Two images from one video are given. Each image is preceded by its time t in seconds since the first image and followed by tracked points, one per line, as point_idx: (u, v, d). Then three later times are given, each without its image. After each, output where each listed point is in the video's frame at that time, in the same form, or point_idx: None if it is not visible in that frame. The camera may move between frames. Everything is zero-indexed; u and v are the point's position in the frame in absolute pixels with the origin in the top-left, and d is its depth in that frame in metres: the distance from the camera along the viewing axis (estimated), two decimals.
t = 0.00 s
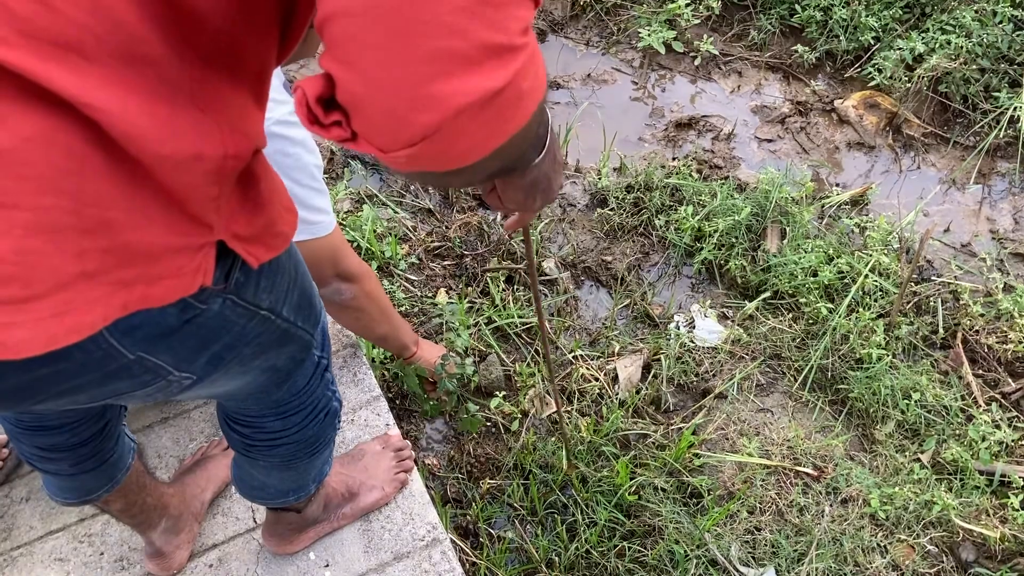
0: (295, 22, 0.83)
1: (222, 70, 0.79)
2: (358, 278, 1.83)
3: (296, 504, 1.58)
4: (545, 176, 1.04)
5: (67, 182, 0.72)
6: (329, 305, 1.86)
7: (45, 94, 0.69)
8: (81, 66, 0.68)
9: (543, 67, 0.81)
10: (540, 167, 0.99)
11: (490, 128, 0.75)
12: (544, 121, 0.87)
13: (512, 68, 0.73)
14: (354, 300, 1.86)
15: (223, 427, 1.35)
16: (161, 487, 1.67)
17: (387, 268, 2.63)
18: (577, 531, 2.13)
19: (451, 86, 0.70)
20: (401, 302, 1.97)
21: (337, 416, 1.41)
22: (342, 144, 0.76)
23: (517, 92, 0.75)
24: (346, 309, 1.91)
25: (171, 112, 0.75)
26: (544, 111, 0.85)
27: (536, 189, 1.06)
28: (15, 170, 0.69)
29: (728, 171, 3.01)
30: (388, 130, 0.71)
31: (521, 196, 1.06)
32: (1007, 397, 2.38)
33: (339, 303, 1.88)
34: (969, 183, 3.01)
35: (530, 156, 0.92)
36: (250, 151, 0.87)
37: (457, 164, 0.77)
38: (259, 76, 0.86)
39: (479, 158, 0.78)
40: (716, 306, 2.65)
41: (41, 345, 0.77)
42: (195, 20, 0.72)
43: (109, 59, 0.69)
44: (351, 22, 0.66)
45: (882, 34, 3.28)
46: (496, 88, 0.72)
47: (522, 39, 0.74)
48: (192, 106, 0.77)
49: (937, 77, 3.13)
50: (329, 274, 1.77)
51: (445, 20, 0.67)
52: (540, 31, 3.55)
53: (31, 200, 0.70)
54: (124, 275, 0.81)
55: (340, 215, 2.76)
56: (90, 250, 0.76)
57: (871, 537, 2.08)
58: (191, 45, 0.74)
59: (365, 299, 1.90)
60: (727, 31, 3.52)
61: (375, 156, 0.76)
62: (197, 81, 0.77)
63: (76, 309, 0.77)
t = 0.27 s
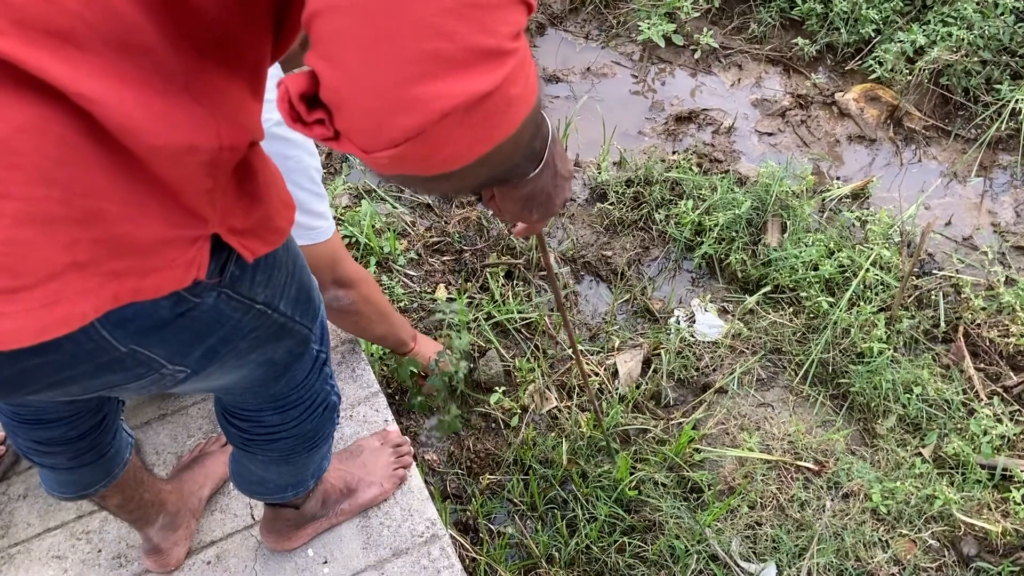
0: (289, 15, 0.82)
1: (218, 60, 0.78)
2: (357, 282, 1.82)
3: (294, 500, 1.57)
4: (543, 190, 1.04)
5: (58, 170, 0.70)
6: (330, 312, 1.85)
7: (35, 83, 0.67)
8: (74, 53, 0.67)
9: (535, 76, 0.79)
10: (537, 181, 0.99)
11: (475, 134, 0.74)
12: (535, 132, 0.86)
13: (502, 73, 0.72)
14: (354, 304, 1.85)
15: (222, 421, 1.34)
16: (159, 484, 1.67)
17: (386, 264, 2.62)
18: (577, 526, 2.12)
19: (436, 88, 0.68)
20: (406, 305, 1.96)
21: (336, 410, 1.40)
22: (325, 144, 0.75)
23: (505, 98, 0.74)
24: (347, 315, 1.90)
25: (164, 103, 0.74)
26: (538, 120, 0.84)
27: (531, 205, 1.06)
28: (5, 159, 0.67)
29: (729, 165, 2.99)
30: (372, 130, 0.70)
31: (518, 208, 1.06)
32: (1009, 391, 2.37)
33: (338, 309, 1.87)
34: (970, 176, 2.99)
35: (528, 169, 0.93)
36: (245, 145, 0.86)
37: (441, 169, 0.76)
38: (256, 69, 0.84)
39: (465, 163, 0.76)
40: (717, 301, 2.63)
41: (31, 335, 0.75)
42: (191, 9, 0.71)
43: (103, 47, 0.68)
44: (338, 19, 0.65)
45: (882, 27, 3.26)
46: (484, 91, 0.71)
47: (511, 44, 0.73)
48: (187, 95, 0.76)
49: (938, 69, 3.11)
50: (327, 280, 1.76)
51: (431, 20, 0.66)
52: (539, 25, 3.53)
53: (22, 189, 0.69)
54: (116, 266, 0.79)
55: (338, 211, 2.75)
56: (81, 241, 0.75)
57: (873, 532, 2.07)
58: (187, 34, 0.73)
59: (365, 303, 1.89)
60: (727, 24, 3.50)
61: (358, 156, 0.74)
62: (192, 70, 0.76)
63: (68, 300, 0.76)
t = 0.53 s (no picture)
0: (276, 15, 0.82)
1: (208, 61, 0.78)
2: (360, 276, 1.85)
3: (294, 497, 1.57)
4: (535, 193, 1.05)
5: (48, 169, 0.71)
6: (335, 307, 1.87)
7: (22, 83, 0.68)
8: (61, 53, 0.67)
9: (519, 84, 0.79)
10: (528, 183, 1.00)
11: (455, 139, 0.73)
12: (521, 138, 0.86)
13: (482, 78, 0.72)
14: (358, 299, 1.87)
15: (219, 419, 1.34)
16: (160, 480, 1.67)
17: (386, 261, 2.62)
18: (578, 522, 2.12)
19: (416, 92, 0.68)
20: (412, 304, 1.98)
21: (333, 408, 1.40)
22: (305, 146, 0.75)
23: (488, 104, 0.74)
24: (350, 310, 1.92)
25: (153, 105, 0.74)
26: (523, 124, 0.84)
27: (521, 206, 1.07)
28: None
29: (729, 160, 2.99)
30: (351, 133, 0.70)
31: (509, 210, 1.07)
32: (1009, 385, 2.37)
33: (343, 304, 1.89)
34: (971, 170, 2.99)
35: (518, 172, 0.93)
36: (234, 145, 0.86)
37: (423, 173, 0.76)
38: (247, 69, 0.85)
39: (448, 168, 0.76)
40: (717, 296, 2.63)
41: (18, 335, 0.75)
42: (180, 8, 0.71)
43: (89, 47, 0.68)
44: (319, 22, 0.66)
45: (882, 22, 3.26)
46: (465, 96, 0.71)
47: (493, 50, 0.73)
48: (177, 95, 0.76)
49: (938, 64, 3.11)
50: (333, 275, 1.78)
51: (411, 25, 0.66)
52: (539, 21, 3.53)
53: (9, 188, 0.69)
54: (105, 266, 0.80)
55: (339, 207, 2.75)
56: (69, 240, 0.75)
57: (874, 527, 2.08)
58: (177, 34, 0.73)
59: (368, 297, 1.92)
60: (727, 20, 3.49)
61: (338, 160, 0.74)
62: (182, 70, 0.76)
63: (56, 300, 0.76)
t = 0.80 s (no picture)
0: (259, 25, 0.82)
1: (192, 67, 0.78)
2: (367, 272, 1.86)
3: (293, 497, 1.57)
4: (518, 194, 1.05)
5: (30, 177, 0.71)
6: (342, 302, 1.88)
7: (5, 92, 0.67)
8: (43, 62, 0.67)
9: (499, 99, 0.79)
10: (511, 185, 1.00)
11: (437, 155, 0.73)
12: (500, 149, 0.86)
13: (463, 96, 0.71)
14: (364, 295, 1.88)
15: (216, 421, 1.34)
16: (162, 479, 1.67)
17: (387, 259, 2.62)
18: (580, 520, 2.13)
19: (397, 111, 0.68)
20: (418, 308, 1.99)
21: (329, 409, 1.40)
22: (285, 160, 0.74)
23: (468, 122, 0.73)
24: (357, 306, 1.93)
25: (137, 113, 0.74)
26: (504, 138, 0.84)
27: (505, 205, 1.07)
28: None
29: (729, 158, 2.99)
30: (330, 150, 0.69)
31: (492, 210, 1.07)
32: (1009, 382, 2.37)
33: (350, 299, 1.90)
34: (971, 167, 2.99)
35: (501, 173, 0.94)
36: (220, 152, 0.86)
37: (401, 188, 0.75)
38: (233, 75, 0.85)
39: (426, 183, 0.76)
40: (718, 294, 2.64)
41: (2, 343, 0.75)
42: (167, 15, 0.71)
43: (72, 56, 0.68)
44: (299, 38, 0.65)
45: (882, 19, 3.26)
46: (445, 115, 0.70)
47: (475, 68, 0.72)
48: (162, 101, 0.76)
49: (938, 61, 3.11)
50: (339, 269, 1.80)
51: (392, 44, 0.66)
52: (539, 19, 3.52)
53: None
54: (91, 273, 0.80)
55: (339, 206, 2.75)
56: (53, 247, 0.75)
57: (874, 524, 2.08)
58: (162, 41, 0.73)
59: (376, 294, 1.92)
60: (727, 18, 3.49)
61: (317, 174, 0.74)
62: (167, 76, 0.76)
63: (41, 307, 0.77)
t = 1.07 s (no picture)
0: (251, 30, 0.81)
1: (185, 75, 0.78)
2: (374, 274, 1.86)
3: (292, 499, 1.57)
4: (508, 202, 1.03)
5: (16, 186, 0.71)
6: (349, 303, 1.89)
7: None
8: (31, 74, 0.67)
9: (488, 118, 0.78)
10: (499, 194, 0.98)
11: (423, 176, 0.72)
12: (488, 165, 0.85)
13: (451, 117, 0.70)
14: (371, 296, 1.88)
15: (214, 423, 1.34)
16: (162, 480, 1.67)
17: (387, 260, 2.62)
18: (580, 520, 2.13)
19: (383, 133, 0.66)
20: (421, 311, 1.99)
21: (328, 410, 1.40)
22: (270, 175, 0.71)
23: (455, 142, 0.72)
24: (365, 307, 1.94)
25: (125, 124, 0.74)
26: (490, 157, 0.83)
27: (494, 213, 1.04)
28: None
29: (729, 158, 2.99)
30: (314, 170, 0.67)
31: (481, 220, 1.05)
32: (1010, 381, 2.37)
33: (358, 300, 1.90)
34: (971, 166, 2.98)
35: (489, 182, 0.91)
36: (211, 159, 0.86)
37: (386, 207, 0.74)
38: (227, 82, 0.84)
39: (412, 202, 0.75)
40: (718, 294, 2.63)
41: None
42: (161, 23, 0.71)
43: (61, 67, 0.68)
44: (284, 55, 0.64)
45: (882, 18, 3.26)
46: (432, 137, 0.69)
47: (462, 89, 0.71)
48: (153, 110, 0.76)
49: (938, 60, 3.11)
50: (346, 270, 1.80)
51: (379, 66, 0.64)
52: (539, 19, 3.52)
53: None
54: (79, 280, 0.81)
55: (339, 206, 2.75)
56: (42, 256, 0.76)
57: (875, 523, 2.08)
58: (155, 50, 0.73)
59: (384, 295, 1.92)
60: (727, 17, 3.49)
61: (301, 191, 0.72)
62: (160, 85, 0.75)
63: (29, 314, 0.78)
